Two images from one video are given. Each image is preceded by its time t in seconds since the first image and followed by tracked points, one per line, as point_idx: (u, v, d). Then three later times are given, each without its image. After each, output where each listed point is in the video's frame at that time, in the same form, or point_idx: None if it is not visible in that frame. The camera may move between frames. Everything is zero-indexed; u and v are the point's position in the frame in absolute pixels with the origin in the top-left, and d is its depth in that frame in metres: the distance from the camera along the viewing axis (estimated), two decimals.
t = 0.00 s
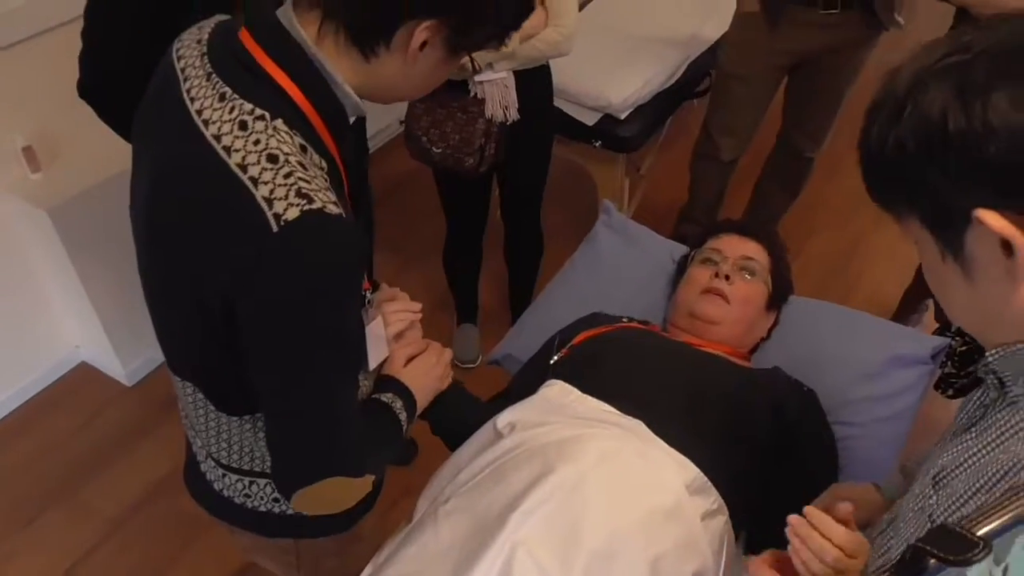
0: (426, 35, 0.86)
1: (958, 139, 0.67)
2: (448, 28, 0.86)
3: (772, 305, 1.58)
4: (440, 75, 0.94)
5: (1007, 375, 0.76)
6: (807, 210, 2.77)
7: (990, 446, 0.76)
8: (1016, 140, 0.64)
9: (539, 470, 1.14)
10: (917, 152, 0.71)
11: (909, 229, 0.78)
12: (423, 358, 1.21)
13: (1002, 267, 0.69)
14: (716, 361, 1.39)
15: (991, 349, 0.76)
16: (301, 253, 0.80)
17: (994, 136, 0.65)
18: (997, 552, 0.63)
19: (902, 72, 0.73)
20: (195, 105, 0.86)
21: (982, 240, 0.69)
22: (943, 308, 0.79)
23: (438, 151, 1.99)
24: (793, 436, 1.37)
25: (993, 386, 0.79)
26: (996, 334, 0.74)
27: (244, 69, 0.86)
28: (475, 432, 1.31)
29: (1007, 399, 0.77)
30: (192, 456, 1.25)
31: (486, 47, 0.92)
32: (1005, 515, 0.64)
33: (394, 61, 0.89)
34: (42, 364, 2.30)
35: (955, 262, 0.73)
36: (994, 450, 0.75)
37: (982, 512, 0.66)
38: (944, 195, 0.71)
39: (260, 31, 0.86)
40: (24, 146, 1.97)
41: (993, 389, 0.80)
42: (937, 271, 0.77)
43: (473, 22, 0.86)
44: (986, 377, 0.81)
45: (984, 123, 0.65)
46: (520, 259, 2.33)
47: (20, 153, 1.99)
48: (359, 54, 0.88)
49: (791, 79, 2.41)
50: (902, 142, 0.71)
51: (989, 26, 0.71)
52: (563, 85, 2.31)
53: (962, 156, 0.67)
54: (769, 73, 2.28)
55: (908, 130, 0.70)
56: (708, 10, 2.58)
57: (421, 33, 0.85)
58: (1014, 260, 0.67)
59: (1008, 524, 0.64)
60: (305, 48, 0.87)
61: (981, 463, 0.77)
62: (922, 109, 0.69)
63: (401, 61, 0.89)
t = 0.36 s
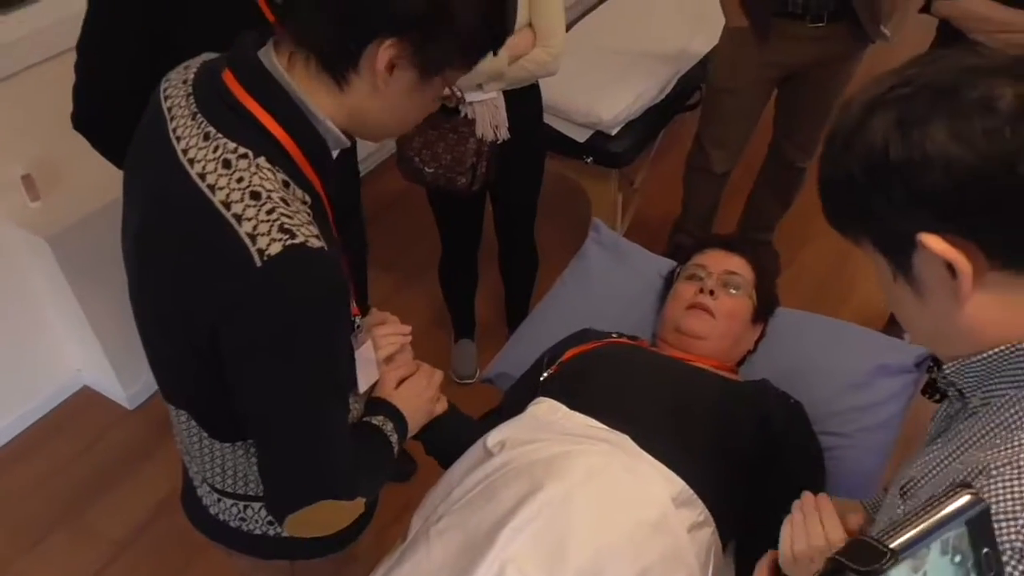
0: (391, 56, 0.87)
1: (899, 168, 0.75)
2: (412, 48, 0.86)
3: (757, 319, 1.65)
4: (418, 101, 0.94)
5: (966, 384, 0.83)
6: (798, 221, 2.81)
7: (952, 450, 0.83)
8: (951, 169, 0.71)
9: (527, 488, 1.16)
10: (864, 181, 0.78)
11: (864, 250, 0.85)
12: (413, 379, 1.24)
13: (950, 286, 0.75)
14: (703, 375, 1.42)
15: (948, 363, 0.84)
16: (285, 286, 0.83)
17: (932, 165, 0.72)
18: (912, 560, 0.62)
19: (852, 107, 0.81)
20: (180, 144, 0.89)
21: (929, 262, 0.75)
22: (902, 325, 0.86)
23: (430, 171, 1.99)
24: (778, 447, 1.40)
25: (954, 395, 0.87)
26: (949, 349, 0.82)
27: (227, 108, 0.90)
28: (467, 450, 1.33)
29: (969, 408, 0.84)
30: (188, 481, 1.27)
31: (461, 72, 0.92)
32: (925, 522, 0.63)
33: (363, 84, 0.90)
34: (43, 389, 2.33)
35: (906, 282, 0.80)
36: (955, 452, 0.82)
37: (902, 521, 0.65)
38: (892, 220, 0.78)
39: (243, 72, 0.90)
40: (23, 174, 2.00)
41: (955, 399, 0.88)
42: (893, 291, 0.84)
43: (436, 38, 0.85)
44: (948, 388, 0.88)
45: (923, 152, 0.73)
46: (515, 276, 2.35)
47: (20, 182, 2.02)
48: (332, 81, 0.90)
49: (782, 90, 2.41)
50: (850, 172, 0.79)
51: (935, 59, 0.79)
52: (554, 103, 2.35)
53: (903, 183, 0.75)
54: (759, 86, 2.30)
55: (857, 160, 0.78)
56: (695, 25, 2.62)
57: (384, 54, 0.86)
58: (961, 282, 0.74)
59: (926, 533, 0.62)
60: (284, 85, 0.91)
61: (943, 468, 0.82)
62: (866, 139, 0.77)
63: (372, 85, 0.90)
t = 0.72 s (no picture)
0: (400, 48, 0.86)
1: (916, 195, 0.75)
2: (420, 38, 0.85)
3: (763, 339, 1.65)
4: (433, 99, 0.93)
5: (973, 414, 0.83)
6: (807, 240, 2.81)
7: (958, 479, 0.83)
8: (967, 199, 0.72)
9: (527, 497, 1.16)
10: (881, 206, 0.78)
11: (875, 275, 0.85)
12: (417, 383, 1.24)
13: (962, 315, 0.75)
14: (707, 392, 1.42)
15: (956, 392, 0.83)
16: (297, 286, 0.83)
17: (948, 194, 0.72)
18: None
19: (867, 135, 0.81)
20: (199, 141, 0.90)
21: (940, 289, 0.76)
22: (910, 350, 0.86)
23: (441, 175, 1.96)
24: (779, 466, 1.39)
25: (960, 425, 0.87)
26: (958, 378, 0.82)
27: (246, 107, 0.90)
28: (469, 456, 1.33)
29: (974, 438, 0.84)
30: (190, 474, 1.28)
31: (477, 72, 0.91)
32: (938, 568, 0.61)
33: (371, 77, 0.90)
34: (47, 374, 2.33)
35: (916, 308, 0.80)
36: (961, 482, 0.82)
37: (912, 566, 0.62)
38: (906, 247, 0.77)
39: (264, 72, 0.91)
40: (39, 161, 2.01)
41: (963, 428, 0.87)
42: (902, 316, 0.83)
43: (444, 28, 0.84)
44: (953, 417, 0.88)
45: (940, 182, 0.73)
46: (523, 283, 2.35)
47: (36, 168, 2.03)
48: (343, 75, 0.91)
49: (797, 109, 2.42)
50: (868, 197, 0.79)
51: (954, 90, 0.79)
52: (570, 113, 2.34)
53: (919, 210, 0.75)
54: (774, 104, 2.31)
55: (874, 186, 0.78)
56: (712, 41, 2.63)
57: (391, 45, 0.86)
58: (971, 312, 0.74)
59: None
60: (301, 82, 0.92)
61: (947, 497, 0.82)
62: (884, 165, 0.77)
63: (382, 79, 0.90)
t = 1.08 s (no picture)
0: (418, 47, 0.86)
1: (916, 199, 0.75)
2: (437, 37, 0.85)
3: (774, 337, 1.65)
4: (451, 98, 0.93)
5: (980, 415, 0.82)
6: (812, 239, 2.81)
7: (972, 479, 0.82)
8: (966, 203, 0.72)
9: (538, 497, 1.16)
10: (880, 210, 0.78)
11: (876, 277, 0.84)
12: (431, 382, 1.24)
13: (969, 316, 0.75)
14: (719, 391, 1.42)
15: (963, 392, 0.83)
16: (314, 286, 0.83)
17: (948, 196, 0.72)
18: None
19: (867, 138, 0.81)
20: (217, 141, 0.90)
21: (943, 291, 0.76)
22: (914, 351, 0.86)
23: (450, 174, 1.97)
24: (790, 465, 1.39)
25: (967, 424, 0.85)
26: (963, 378, 0.81)
27: (265, 106, 0.90)
28: (482, 454, 1.33)
29: (983, 437, 0.83)
30: (204, 473, 1.28)
31: (493, 70, 0.91)
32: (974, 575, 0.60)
33: (389, 78, 0.90)
34: (56, 375, 2.34)
35: (921, 311, 0.80)
36: (975, 482, 0.81)
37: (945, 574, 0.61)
38: (908, 250, 0.77)
39: (283, 71, 0.91)
40: (47, 161, 2.03)
41: (969, 426, 0.86)
42: (907, 317, 0.83)
43: (462, 27, 0.84)
44: (959, 415, 0.87)
45: (938, 184, 0.73)
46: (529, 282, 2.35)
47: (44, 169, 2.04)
48: (361, 75, 0.91)
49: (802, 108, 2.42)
50: (866, 201, 0.79)
51: (950, 93, 0.78)
52: (576, 112, 2.35)
53: (919, 213, 0.75)
54: (779, 104, 2.30)
55: (872, 191, 0.78)
56: (717, 41, 2.63)
57: (410, 45, 0.86)
58: (978, 313, 0.74)
59: None
60: (319, 82, 0.92)
61: (962, 497, 0.82)
62: (882, 168, 0.77)
63: (400, 79, 0.90)
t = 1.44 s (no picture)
0: (420, 50, 0.87)
1: (918, 204, 0.75)
2: (440, 41, 0.85)
3: (771, 342, 1.65)
4: (452, 100, 0.93)
5: (975, 420, 0.82)
6: (810, 245, 2.81)
7: (965, 482, 0.82)
8: (969, 209, 0.72)
9: (535, 500, 1.16)
10: (881, 216, 0.78)
11: (875, 283, 0.84)
12: (429, 385, 1.24)
13: (968, 322, 0.75)
14: (717, 395, 1.42)
15: (958, 399, 0.83)
16: (312, 288, 0.83)
17: (951, 202, 0.72)
18: None
19: (867, 144, 0.81)
20: (217, 141, 0.90)
21: (945, 297, 0.76)
22: (909, 357, 0.86)
23: (451, 176, 1.97)
24: (785, 470, 1.39)
25: (961, 429, 0.85)
26: (960, 384, 0.81)
27: (264, 106, 0.90)
28: (478, 457, 1.33)
29: (976, 442, 0.83)
30: (200, 474, 1.28)
31: (495, 74, 0.92)
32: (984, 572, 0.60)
33: (391, 81, 0.90)
34: (53, 374, 2.34)
35: (919, 317, 0.80)
36: (968, 485, 0.81)
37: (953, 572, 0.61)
38: (909, 257, 0.77)
39: (284, 72, 0.91)
40: (46, 160, 2.02)
41: (962, 430, 0.86)
42: (904, 323, 0.83)
43: (467, 31, 0.84)
44: (953, 420, 0.87)
45: (942, 190, 0.73)
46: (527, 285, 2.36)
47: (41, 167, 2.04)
48: (362, 77, 0.91)
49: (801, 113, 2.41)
50: (867, 207, 0.79)
51: (951, 99, 0.79)
52: (576, 116, 2.35)
53: (921, 219, 0.75)
54: (779, 109, 2.31)
55: (873, 196, 0.78)
56: (716, 46, 2.63)
57: (413, 48, 0.86)
58: (977, 319, 0.74)
59: None
60: (320, 82, 0.92)
61: (955, 501, 0.82)
62: (884, 174, 0.77)
63: (402, 81, 0.90)
